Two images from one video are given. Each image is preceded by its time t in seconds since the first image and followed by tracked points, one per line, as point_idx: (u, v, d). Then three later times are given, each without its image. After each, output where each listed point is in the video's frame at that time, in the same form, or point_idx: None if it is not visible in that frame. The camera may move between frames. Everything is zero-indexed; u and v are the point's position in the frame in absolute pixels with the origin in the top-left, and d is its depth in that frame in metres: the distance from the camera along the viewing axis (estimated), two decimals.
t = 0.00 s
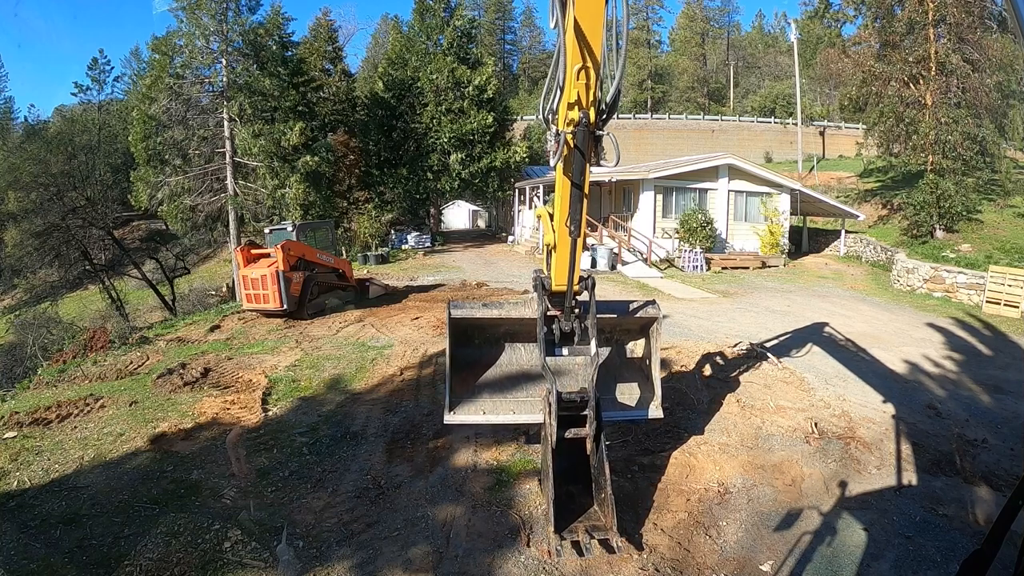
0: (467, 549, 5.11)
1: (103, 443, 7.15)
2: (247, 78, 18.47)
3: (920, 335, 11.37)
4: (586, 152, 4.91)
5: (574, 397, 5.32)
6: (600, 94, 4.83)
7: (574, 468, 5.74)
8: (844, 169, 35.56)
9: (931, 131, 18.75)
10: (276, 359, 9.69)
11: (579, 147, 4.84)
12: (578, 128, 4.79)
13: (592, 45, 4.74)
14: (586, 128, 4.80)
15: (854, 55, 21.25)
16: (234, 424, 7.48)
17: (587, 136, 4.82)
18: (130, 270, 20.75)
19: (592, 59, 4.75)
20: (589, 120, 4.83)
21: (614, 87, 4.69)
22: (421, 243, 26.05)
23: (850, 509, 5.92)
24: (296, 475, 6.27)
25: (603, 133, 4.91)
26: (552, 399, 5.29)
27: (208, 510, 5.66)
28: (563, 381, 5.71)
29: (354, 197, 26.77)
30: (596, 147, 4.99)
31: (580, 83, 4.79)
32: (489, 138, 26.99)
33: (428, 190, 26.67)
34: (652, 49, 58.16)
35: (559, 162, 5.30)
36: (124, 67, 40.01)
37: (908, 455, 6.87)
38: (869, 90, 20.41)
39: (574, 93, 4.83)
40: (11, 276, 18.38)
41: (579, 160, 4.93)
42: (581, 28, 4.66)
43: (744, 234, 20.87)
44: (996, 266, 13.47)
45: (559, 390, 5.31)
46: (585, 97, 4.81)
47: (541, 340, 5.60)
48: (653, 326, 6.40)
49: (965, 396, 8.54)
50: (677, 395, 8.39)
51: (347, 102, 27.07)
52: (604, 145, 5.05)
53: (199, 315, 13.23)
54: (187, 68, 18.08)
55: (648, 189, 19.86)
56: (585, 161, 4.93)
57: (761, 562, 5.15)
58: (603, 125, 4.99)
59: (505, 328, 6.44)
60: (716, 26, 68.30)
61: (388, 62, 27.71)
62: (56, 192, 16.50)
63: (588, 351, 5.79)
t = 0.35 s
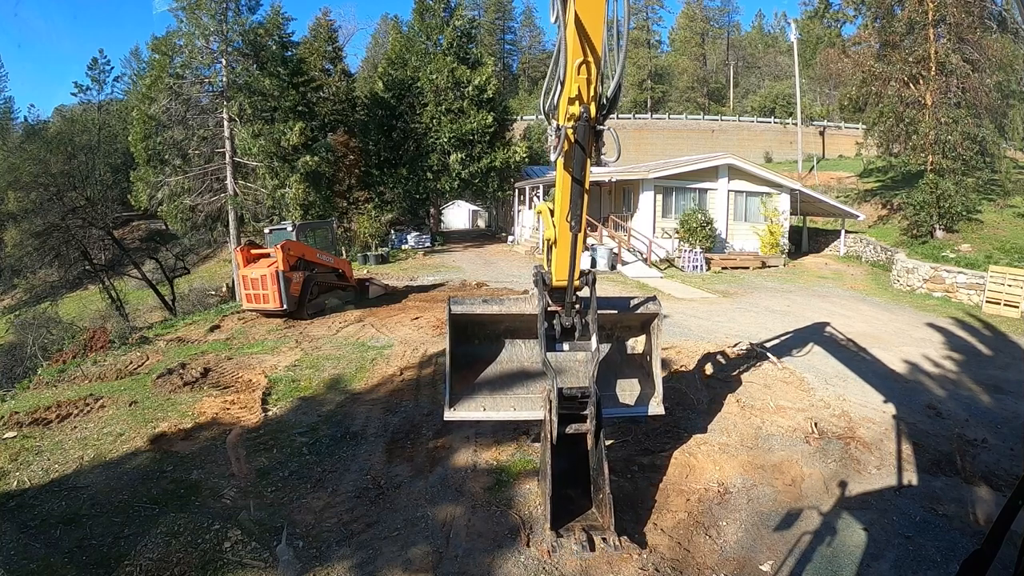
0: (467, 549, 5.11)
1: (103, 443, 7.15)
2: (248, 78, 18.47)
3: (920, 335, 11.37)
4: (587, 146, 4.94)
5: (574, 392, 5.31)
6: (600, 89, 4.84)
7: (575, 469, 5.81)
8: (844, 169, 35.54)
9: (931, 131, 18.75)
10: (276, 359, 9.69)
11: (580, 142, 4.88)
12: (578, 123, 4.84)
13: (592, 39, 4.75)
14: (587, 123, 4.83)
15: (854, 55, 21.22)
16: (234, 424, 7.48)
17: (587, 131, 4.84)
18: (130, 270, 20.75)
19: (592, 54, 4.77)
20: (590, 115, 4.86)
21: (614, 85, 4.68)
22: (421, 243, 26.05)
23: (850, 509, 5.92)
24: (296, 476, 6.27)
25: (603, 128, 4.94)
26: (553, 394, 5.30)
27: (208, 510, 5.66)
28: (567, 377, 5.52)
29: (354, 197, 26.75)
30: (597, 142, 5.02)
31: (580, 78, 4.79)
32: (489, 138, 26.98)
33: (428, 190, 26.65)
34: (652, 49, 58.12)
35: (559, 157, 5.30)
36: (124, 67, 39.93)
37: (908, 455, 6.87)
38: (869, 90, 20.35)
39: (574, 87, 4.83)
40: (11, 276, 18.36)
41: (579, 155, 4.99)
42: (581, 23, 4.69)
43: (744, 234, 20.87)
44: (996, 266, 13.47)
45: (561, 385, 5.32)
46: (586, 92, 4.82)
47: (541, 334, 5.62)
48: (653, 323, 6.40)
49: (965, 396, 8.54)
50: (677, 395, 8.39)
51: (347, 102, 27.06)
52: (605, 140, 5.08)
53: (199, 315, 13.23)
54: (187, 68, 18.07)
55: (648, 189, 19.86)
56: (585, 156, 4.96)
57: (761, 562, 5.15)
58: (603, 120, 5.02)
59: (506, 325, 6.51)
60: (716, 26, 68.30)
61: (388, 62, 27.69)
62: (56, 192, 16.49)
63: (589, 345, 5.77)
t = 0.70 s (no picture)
0: (467, 549, 5.11)
1: (103, 443, 7.15)
2: (248, 78, 18.47)
3: (920, 335, 11.37)
4: (587, 142, 4.94)
5: (574, 389, 5.29)
6: (600, 84, 4.83)
7: (572, 470, 5.78)
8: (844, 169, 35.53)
9: (931, 131, 18.74)
10: (276, 359, 9.69)
11: (580, 138, 4.88)
12: (578, 119, 4.83)
13: (592, 36, 4.76)
14: (587, 119, 4.82)
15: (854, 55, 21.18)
16: (234, 424, 7.48)
17: (588, 127, 4.85)
18: (130, 271, 20.74)
19: (593, 50, 4.77)
20: (591, 110, 4.85)
21: (615, 80, 4.63)
22: (421, 243, 26.04)
23: (850, 509, 5.92)
24: (295, 475, 6.27)
25: (604, 123, 4.94)
26: (552, 391, 5.28)
27: (208, 510, 5.66)
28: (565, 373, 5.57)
29: (354, 197, 26.74)
30: (597, 137, 5.01)
31: (580, 74, 4.78)
32: (489, 138, 26.97)
33: (428, 190, 26.63)
34: (652, 49, 58.10)
35: (559, 153, 5.31)
36: (124, 67, 39.90)
37: (908, 455, 6.87)
38: (869, 90, 20.31)
39: (574, 83, 4.81)
40: (11, 276, 18.36)
41: (580, 151, 4.97)
42: (581, 18, 4.69)
43: (744, 234, 20.87)
44: (996, 266, 13.46)
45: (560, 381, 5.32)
46: (586, 88, 4.80)
47: (541, 331, 5.56)
48: (654, 321, 6.40)
49: (965, 396, 8.53)
50: (677, 395, 8.39)
51: (347, 102, 27.05)
52: (605, 136, 5.08)
53: (199, 315, 13.22)
54: (187, 68, 18.08)
55: (648, 189, 19.85)
56: (585, 152, 4.96)
57: (761, 562, 5.15)
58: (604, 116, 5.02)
59: (505, 323, 6.53)
60: (716, 26, 68.30)
61: (388, 62, 27.68)
62: (56, 192, 16.48)
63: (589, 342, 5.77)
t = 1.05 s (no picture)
0: (467, 549, 5.11)
1: (103, 443, 7.15)
2: (248, 78, 18.48)
3: (920, 335, 11.37)
4: (588, 138, 4.95)
5: (574, 384, 5.30)
6: (601, 79, 4.87)
7: (572, 469, 5.74)
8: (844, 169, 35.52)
9: (931, 131, 18.74)
10: (276, 359, 9.68)
11: (580, 133, 4.90)
12: (578, 115, 4.85)
13: (592, 31, 4.76)
14: (587, 115, 4.85)
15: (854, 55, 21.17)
16: (234, 424, 7.48)
17: (588, 122, 4.87)
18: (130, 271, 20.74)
19: (593, 45, 4.79)
20: (591, 106, 4.89)
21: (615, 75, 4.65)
22: (422, 243, 26.05)
23: (850, 509, 5.92)
24: (296, 475, 6.27)
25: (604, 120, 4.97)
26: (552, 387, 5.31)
27: (208, 510, 5.66)
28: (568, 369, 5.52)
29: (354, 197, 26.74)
30: (597, 133, 5.03)
31: (582, 69, 4.82)
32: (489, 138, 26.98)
33: (428, 190, 26.62)
34: (652, 49, 58.09)
35: (560, 149, 5.33)
36: (125, 66, 39.83)
37: (908, 455, 6.87)
38: (869, 90, 20.30)
39: (574, 79, 4.86)
40: (11, 276, 18.35)
41: (579, 147, 4.99)
42: (582, 13, 4.69)
43: (744, 234, 20.87)
44: (996, 266, 13.47)
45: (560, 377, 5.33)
46: (587, 83, 4.86)
47: (541, 326, 5.60)
48: (655, 317, 6.41)
49: (965, 396, 8.54)
50: (677, 395, 8.39)
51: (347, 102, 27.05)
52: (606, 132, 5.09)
53: (199, 315, 13.23)
54: (188, 68, 18.10)
55: (649, 189, 19.85)
56: (586, 147, 4.97)
57: (761, 562, 5.15)
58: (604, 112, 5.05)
59: (505, 319, 6.57)
60: (717, 26, 68.42)
61: (388, 62, 27.69)
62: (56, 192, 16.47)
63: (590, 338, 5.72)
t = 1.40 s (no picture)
0: (467, 549, 5.12)
1: (103, 443, 7.16)
2: (248, 78, 18.50)
3: (920, 335, 11.37)
4: (589, 130, 4.92)
5: (575, 376, 5.27)
6: (602, 70, 4.84)
7: (573, 464, 5.78)
8: (844, 169, 35.52)
9: (931, 131, 18.74)
10: (276, 359, 9.68)
11: (581, 125, 4.88)
12: (581, 107, 4.84)
13: (593, 23, 4.80)
14: (588, 106, 4.84)
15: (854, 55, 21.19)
16: (234, 424, 7.48)
17: (590, 113, 4.86)
18: (130, 271, 20.74)
19: (595, 36, 4.82)
20: (592, 97, 4.85)
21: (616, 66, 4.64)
22: (422, 243, 26.04)
23: (850, 509, 5.93)
24: (296, 475, 6.27)
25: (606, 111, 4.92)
26: (553, 379, 5.27)
27: (208, 510, 5.66)
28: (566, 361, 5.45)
29: (354, 196, 26.67)
30: (599, 125, 5.00)
31: (583, 59, 4.82)
32: (489, 138, 26.99)
33: (428, 190, 26.61)
34: (652, 49, 58.18)
35: (561, 140, 5.31)
36: (125, 66, 39.82)
37: (909, 455, 6.87)
38: (869, 90, 20.29)
39: (575, 70, 4.85)
40: (11, 276, 18.36)
41: (581, 138, 4.95)
42: (583, 4, 4.73)
43: (744, 234, 20.86)
44: (996, 266, 13.48)
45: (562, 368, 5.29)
46: (588, 74, 4.83)
47: (541, 318, 5.54)
48: (657, 310, 6.37)
49: (965, 396, 8.54)
50: (677, 395, 8.38)
51: (347, 102, 27.17)
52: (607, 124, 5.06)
53: (200, 315, 13.23)
54: (188, 68, 18.11)
55: (648, 189, 19.84)
56: (586, 140, 4.94)
57: (761, 562, 5.15)
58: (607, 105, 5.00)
59: (505, 314, 6.54)
60: (717, 26, 68.50)
61: (388, 62, 27.69)
62: (57, 192, 16.43)
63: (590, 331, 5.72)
